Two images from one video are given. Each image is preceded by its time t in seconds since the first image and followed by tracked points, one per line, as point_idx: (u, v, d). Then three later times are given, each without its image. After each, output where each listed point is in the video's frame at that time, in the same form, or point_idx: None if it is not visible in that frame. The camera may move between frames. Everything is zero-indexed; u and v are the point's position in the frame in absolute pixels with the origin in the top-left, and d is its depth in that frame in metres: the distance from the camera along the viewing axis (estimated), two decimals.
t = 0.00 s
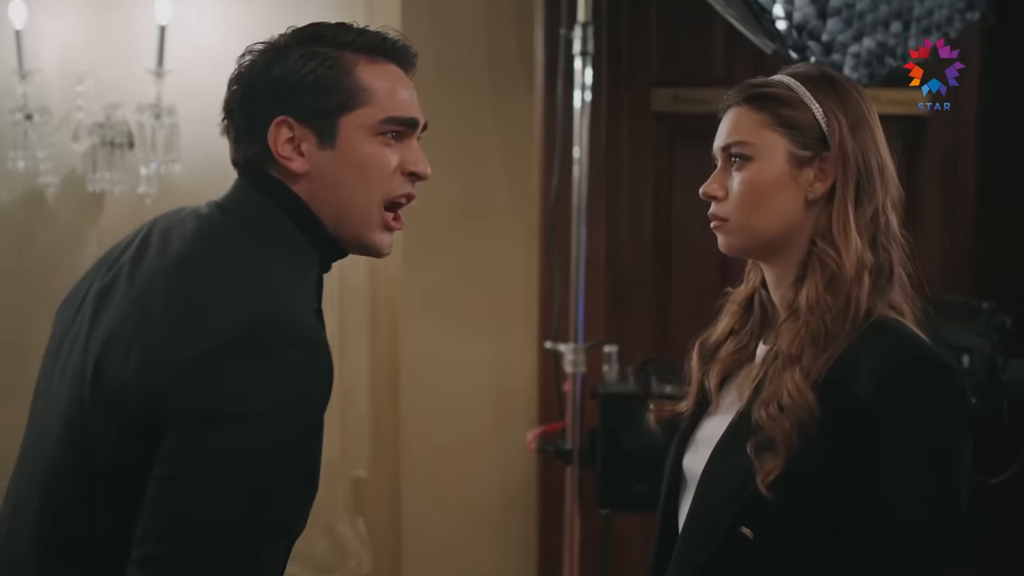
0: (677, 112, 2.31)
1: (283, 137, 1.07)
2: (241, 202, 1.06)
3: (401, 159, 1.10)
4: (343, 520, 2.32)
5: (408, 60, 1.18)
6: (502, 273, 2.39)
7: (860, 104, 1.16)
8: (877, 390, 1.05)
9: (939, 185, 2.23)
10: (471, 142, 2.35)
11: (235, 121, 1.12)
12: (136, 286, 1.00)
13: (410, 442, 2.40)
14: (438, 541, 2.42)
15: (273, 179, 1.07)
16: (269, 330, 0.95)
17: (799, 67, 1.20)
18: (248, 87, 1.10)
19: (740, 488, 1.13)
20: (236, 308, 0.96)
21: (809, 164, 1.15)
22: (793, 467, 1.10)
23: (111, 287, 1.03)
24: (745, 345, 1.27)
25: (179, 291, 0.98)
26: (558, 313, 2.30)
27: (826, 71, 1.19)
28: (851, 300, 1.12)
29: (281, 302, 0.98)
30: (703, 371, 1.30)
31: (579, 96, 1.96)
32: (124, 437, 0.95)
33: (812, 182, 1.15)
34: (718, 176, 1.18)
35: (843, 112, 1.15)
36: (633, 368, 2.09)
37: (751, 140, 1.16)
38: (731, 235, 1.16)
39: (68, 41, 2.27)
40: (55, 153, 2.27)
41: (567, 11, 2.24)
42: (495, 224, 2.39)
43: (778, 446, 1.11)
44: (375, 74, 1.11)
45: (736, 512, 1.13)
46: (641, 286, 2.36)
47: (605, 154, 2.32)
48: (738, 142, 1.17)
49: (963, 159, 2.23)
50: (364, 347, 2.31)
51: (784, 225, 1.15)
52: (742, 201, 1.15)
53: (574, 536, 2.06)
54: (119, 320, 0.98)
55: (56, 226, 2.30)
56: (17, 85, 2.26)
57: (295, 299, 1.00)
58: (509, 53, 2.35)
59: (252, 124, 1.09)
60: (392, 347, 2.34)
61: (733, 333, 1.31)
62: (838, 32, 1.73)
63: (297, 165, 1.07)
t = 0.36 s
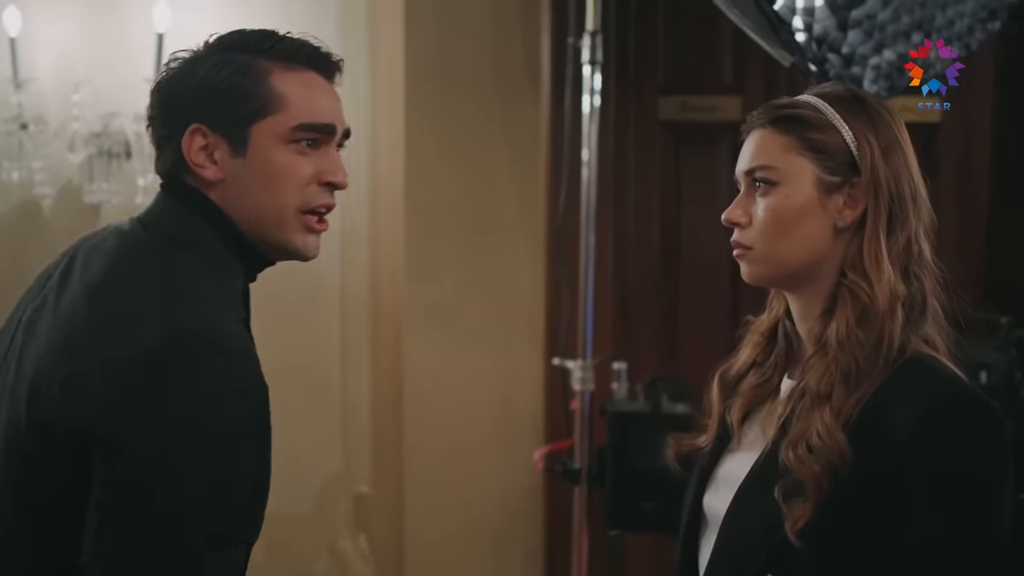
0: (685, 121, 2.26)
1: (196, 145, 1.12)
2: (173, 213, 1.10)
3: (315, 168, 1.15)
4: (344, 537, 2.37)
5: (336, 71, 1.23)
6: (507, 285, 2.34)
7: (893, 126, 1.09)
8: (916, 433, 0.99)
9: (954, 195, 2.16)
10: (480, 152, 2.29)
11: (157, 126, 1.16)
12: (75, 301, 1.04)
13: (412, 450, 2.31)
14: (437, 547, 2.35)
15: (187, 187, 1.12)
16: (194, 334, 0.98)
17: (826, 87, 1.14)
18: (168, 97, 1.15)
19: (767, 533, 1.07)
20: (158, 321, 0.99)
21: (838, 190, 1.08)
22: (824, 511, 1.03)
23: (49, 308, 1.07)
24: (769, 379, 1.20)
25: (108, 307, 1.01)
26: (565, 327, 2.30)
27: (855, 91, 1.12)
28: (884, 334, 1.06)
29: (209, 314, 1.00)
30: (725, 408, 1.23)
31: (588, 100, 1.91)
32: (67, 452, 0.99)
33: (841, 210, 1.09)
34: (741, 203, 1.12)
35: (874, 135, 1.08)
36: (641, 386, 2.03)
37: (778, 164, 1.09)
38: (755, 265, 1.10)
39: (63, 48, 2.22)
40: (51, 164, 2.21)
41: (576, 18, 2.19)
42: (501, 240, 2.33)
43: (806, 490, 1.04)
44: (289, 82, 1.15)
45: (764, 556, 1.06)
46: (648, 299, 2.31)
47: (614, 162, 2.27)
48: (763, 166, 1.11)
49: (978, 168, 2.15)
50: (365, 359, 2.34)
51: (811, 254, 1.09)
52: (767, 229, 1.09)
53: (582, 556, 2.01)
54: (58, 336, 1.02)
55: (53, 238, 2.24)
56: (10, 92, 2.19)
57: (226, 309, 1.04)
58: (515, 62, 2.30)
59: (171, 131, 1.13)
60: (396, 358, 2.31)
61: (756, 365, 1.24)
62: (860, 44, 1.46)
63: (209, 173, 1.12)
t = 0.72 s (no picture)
0: (690, 128, 2.23)
1: (123, 157, 1.18)
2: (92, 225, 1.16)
3: (242, 180, 1.22)
4: (348, 548, 2.38)
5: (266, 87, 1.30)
6: (512, 295, 2.31)
7: (911, 149, 1.07)
8: (940, 460, 0.98)
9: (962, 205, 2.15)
10: (480, 148, 2.26)
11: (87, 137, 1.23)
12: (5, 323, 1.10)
13: (417, 461, 2.29)
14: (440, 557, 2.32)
15: (117, 199, 1.18)
16: (123, 333, 1.06)
17: (843, 107, 1.12)
18: (96, 107, 1.21)
19: (785, 564, 1.05)
20: (88, 326, 1.07)
21: (856, 215, 1.06)
22: (844, 544, 1.01)
23: None
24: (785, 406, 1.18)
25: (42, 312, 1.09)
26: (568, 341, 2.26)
27: (872, 112, 1.11)
28: (904, 363, 1.04)
29: (142, 311, 1.09)
30: (739, 434, 1.21)
31: (595, 105, 1.89)
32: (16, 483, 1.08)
33: (859, 235, 1.07)
34: (757, 227, 1.10)
35: (893, 157, 1.07)
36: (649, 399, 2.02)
37: (794, 188, 1.07)
38: (771, 291, 1.07)
39: (65, 56, 2.19)
40: (52, 173, 2.19)
41: (582, 26, 2.16)
42: (506, 243, 2.30)
43: (826, 523, 1.02)
44: (215, 95, 1.22)
45: None
46: (654, 302, 2.29)
47: (620, 169, 2.25)
48: (779, 189, 1.08)
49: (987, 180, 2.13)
50: (369, 370, 2.34)
51: (829, 280, 1.07)
52: (784, 254, 1.06)
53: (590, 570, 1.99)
54: None
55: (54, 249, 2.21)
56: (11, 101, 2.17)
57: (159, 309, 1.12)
58: (522, 67, 2.27)
59: (96, 142, 1.20)
60: (400, 369, 2.28)
61: (771, 391, 1.21)
62: (874, 57, 1.34)
63: (135, 183, 1.18)
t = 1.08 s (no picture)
0: (692, 129, 2.25)
1: (82, 171, 1.04)
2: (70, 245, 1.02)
3: (201, 185, 1.06)
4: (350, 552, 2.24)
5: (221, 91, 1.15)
6: (514, 296, 2.33)
7: (912, 153, 1.08)
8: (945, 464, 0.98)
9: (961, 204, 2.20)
10: (483, 150, 2.28)
11: (49, 157, 1.10)
12: None
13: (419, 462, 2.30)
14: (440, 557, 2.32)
15: (77, 215, 1.04)
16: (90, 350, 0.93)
17: (843, 111, 1.12)
18: (54, 129, 1.08)
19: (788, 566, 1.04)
20: (44, 349, 0.94)
21: (858, 218, 1.07)
22: (848, 546, 1.00)
23: None
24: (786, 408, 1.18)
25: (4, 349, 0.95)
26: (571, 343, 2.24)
27: (872, 116, 1.11)
28: (905, 364, 1.04)
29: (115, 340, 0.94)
30: (741, 436, 1.21)
31: (599, 105, 1.89)
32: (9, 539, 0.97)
33: (861, 238, 1.07)
34: (758, 229, 1.10)
35: (894, 161, 1.07)
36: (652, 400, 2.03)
37: (796, 192, 1.07)
38: (772, 294, 1.08)
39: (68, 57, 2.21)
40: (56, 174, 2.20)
41: (585, 28, 2.17)
42: (509, 244, 2.32)
43: (827, 524, 1.01)
44: (169, 101, 1.07)
45: None
46: (656, 305, 2.29)
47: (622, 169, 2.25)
48: (781, 193, 1.09)
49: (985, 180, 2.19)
50: (372, 372, 2.32)
51: (830, 283, 1.07)
52: (786, 257, 1.07)
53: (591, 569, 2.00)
54: None
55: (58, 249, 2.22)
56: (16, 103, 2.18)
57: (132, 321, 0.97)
58: (524, 70, 2.29)
59: (61, 158, 1.07)
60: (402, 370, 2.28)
61: (772, 392, 1.22)
62: (877, 59, 0.91)
63: (96, 198, 1.04)
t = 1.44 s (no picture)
0: (692, 130, 2.26)
1: (102, 170, 1.07)
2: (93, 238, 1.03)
3: (220, 192, 1.07)
4: (351, 548, 2.31)
5: (243, 98, 1.16)
6: (514, 297, 2.35)
7: (899, 156, 1.09)
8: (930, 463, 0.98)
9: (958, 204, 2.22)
10: (482, 152, 2.31)
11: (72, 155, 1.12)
12: None
13: (421, 454, 2.35)
14: (438, 555, 2.37)
15: (97, 212, 1.06)
16: (76, 309, 0.92)
17: (832, 114, 1.13)
18: (78, 122, 1.11)
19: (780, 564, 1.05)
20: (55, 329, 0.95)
21: (846, 220, 1.08)
22: (836, 543, 1.01)
23: None
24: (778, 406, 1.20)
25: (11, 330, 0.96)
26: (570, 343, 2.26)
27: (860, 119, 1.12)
28: (892, 364, 1.05)
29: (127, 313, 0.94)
30: (732, 433, 1.23)
31: (596, 107, 1.91)
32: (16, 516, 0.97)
33: (848, 239, 1.08)
34: (748, 232, 1.11)
35: (881, 164, 1.08)
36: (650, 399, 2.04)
37: (786, 194, 1.08)
38: (763, 295, 1.09)
39: (71, 60, 2.22)
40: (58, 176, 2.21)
41: (584, 30, 2.19)
42: (507, 248, 2.34)
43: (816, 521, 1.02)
44: (189, 105, 1.08)
45: None
46: (654, 306, 2.30)
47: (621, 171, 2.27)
48: (770, 196, 1.10)
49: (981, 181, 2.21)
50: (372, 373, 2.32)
51: (819, 284, 1.08)
52: (776, 259, 1.08)
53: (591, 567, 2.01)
54: None
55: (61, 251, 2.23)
56: (19, 106, 2.20)
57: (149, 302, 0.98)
58: (522, 71, 2.31)
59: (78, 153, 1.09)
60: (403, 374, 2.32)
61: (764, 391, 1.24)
62: (871, 62, 0.96)
63: (114, 198, 1.07)
